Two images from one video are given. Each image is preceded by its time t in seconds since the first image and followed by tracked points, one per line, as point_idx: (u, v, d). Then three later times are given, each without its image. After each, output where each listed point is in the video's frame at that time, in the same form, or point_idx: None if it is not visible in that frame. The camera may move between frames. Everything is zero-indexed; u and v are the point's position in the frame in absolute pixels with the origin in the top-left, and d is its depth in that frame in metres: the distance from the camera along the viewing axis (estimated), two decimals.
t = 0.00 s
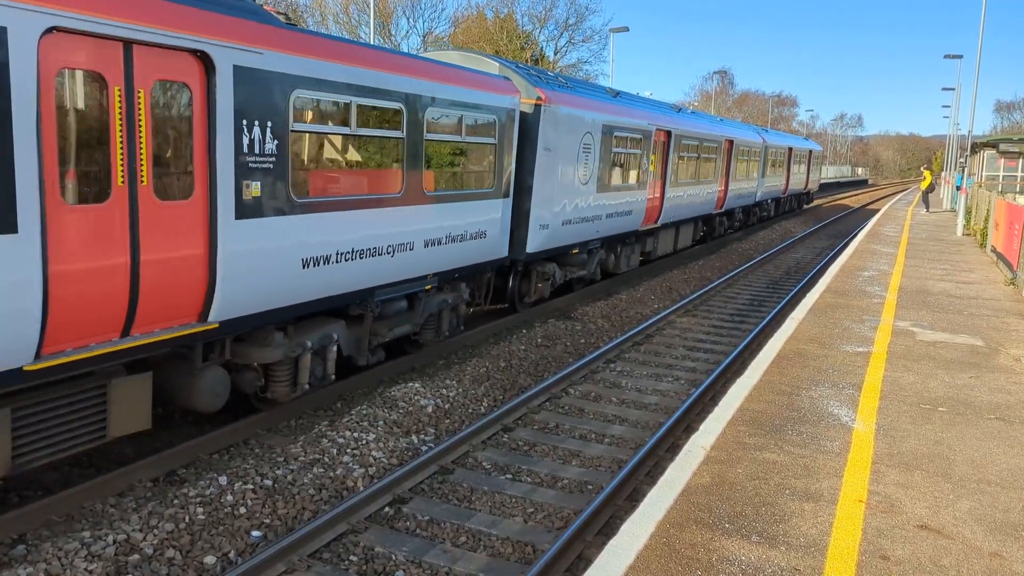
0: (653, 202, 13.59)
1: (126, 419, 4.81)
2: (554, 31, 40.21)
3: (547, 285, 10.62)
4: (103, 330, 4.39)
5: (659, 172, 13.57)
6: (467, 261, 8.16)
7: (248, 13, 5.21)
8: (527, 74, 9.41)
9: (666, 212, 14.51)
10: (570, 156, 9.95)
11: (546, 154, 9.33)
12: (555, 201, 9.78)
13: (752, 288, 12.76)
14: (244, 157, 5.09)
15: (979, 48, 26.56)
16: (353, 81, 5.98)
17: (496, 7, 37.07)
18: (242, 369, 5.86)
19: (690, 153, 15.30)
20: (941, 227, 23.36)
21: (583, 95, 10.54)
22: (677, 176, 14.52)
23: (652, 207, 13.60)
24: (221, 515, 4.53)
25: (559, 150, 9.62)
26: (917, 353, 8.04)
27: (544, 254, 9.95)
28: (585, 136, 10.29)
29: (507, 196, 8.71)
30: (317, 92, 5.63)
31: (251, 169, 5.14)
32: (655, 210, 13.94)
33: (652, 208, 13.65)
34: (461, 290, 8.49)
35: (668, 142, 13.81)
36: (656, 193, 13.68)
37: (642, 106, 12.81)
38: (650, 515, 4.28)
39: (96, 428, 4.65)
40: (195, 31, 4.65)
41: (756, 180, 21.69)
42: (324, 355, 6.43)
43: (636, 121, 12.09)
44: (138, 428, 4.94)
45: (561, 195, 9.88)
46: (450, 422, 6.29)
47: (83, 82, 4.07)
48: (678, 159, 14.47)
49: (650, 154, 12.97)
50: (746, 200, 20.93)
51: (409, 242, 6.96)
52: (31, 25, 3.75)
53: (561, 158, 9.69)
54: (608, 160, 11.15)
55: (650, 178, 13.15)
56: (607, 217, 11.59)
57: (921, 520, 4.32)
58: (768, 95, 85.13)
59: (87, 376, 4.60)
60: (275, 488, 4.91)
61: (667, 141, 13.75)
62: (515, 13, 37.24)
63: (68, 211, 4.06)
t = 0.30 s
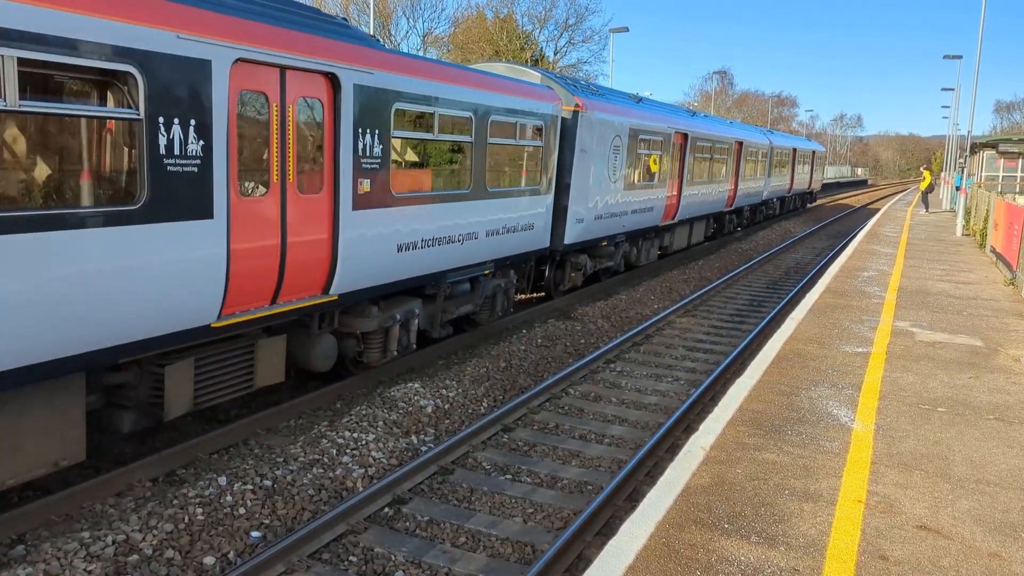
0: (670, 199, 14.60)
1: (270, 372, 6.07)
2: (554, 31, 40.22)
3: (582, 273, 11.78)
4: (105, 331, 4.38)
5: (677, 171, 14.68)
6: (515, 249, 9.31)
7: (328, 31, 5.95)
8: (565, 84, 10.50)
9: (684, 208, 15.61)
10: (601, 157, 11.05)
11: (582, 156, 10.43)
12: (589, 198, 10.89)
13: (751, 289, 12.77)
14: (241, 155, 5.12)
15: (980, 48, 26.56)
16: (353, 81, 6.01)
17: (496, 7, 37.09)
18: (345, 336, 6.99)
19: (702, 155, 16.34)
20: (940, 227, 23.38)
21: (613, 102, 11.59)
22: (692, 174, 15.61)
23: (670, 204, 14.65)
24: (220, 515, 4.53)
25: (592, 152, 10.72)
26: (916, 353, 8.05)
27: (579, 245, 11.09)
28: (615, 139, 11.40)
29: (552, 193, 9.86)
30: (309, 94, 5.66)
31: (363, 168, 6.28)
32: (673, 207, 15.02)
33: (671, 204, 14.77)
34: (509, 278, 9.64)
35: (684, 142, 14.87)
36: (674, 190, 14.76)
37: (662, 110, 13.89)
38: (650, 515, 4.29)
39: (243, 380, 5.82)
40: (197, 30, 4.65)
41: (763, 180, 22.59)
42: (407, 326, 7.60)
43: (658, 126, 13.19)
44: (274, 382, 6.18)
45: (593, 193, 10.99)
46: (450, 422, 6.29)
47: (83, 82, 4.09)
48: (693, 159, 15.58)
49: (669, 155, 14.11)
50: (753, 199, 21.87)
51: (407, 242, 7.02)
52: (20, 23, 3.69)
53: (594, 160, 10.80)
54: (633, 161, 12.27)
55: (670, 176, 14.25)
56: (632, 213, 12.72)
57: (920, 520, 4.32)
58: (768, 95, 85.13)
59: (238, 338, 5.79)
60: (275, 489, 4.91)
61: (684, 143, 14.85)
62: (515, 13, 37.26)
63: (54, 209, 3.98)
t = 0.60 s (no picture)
0: (689, 196, 15.64)
1: (369, 340, 7.15)
2: (555, 31, 40.20)
3: (611, 263, 12.86)
4: (108, 330, 4.37)
5: (693, 170, 15.67)
6: (544, 243, 9.99)
7: (329, 31, 5.95)
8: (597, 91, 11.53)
9: (700, 205, 16.61)
10: (630, 158, 12.06)
11: (613, 156, 11.45)
12: (619, 195, 11.88)
13: (752, 288, 12.76)
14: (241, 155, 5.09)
15: (980, 47, 26.53)
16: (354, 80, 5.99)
17: (497, 7, 37.08)
18: (422, 313, 8.07)
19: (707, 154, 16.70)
20: (941, 227, 23.38)
21: (638, 107, 12.58)
22: (707, 174, 16.62)
23: (688, 201, 15.71)
24: (221, 514, 4.53)
25: (622, 152, 11.74)
26: (917, 352, 8.04)
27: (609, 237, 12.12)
28: (641, 141, 12.45)
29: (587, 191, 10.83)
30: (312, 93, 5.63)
31: (443, 168, 7.35)
32: (690, 204, 16.00)
33: (688, 201, 15.79)
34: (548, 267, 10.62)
35: (700, 144, 15.86)
36: (691, 189, 15.73)
37: (681, 113, 14.95)
38: (651, 514, 4.28)
39: (347, 346, 6.86)
40: (199, 30, 4.66)
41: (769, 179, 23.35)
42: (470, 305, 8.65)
43: (677, 129, 14.18)
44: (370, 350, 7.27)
45: (623, 190, 11.99)
46: (451, 421, 6.29)
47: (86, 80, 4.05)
48: (708, 160, 16.59)
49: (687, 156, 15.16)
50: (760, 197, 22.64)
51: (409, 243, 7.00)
52: (20, 23, 3.70)
53: (623, 161, 11.80)
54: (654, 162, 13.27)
55: (688, 175, 15.27)
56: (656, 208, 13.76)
57: (921, 519, 4.32)
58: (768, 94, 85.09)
59: (344, 311, 6.84)
60: (275, 488, 4.90)
61: (700, 144, 15.85)
62: (515, 13, 37.23)
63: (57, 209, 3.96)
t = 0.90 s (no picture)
0: (702, 194, 16.61)
1: (436, 317, 8.24)
2: (555, 31, 40.18)
3: (633, 256, 13.89)
4: (107, 332, 4.37)
5: (705, 171, 16.69)
6: (544, 243, 9.98)
7: (331, 31, 5.94)
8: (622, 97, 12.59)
9: (712, 203, 17.61)
10: (651, 159, 13.13)
11: (637, 157, 12.50)
12: (642, 193, 12.92)
13: (752, 288, 12.75)
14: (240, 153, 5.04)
15: (980, 46, 26.51)
16: (356, 81, 5.99)
17: (497, 7, 37.06)
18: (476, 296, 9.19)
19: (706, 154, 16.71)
20: (941, 226, 23.38)
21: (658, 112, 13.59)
22: (719, 174, 17.60)
23: (702, 198, 16.74)
24: (221, 514, 4.53)
25: (645, 153, 12.77)
26: (917, 352, 8.04)
27: (632, 231, 13.09)
28: (661, 143, 13.51)
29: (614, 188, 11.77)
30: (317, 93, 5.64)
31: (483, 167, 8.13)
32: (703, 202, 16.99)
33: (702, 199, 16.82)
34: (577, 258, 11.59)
35: (713, 146, 16.87)
36: (704, 187, 16.71)
37: (695, 117, 15.97)
38: (651, 514, 4.28)
39: (422, 321, 7.99)
40: (199, 30, 4.64)
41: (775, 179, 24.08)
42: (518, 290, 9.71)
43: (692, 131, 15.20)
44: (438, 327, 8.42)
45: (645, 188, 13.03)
46: (451, 421, 6.28)
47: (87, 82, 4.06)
48: (720, 162, 17.60)
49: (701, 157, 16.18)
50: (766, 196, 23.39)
51: (409, 244, 6.98)
52: (19, 22, 3.70)
53: (645, 160, 12.83)
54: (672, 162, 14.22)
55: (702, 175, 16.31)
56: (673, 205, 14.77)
57: (921, 519, 4.32)
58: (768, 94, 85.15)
59: (417, 292, 7.90)
60: (275, 488, 4.90)
61: (713, 146, 16.89)
62: (515, 12, 37.22)
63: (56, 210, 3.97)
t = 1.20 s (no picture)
0: (714, 193, 17.58)
1: (490, 300, 9.34)
2: (556, 31, 40.21)
3: (652, 251, 14.88)
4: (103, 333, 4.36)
5: (718, 171, 17.68)
6: (545, 244, 9.96)
7: (330, 31, 5.91)
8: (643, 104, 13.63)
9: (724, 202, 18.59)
10: (670, 161, 14.16)
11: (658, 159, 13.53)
12: (662, 192, 13.95)
13: (752, 288, 12.76)
14: (242, 151, 5.03)
15: (980, 46, 26.50)
16: (357, 81, 5.96)
17: (497, 7, 37.08)
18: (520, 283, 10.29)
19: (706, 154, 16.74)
20: (941, 227, 23.39)
21: (676, 117, 14.61)
22: (729, 174, 18.57)
23: (714, 197, 17.66)
24: (221, 515, 4.53)
25: (664, 155, 13.80)
26: (918, 352, 8.04)
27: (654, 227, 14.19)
28: (678, 146, 14.56)
29: (637, 184, 12.62)
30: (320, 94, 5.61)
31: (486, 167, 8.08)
32: (715, 201, 17.98)
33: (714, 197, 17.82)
34: (603, 250, 12.47)
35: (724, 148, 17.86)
36: (716, 186, 17.67)
37: (708, 121, 17.01)
38: (652, 515, 4.28)
39: (479, 303, 9.10)
40: (196, 31, 4.61)
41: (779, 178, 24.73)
42: (555, 278, 10.73)
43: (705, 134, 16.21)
44: (491, 309, 9.50)
45: (665, 188, 14.07)
46: (451, 421, 6.29)
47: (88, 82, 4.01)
48: (731, 163, 18.59)
49: (712, 158, 17.14)
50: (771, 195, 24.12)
51: (413, 244, 6.96)
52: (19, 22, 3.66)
53: (664, 162, 13.86)
54: (686, 161, 15.12)
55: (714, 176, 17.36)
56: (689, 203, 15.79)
57: (921, 520, 4.31)
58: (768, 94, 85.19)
59: (477, 278, 9.00)
60: (275, 489, 4.90)
61: (724, 148, 17.90)
62: (515, 13, 37.25)
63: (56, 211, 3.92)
